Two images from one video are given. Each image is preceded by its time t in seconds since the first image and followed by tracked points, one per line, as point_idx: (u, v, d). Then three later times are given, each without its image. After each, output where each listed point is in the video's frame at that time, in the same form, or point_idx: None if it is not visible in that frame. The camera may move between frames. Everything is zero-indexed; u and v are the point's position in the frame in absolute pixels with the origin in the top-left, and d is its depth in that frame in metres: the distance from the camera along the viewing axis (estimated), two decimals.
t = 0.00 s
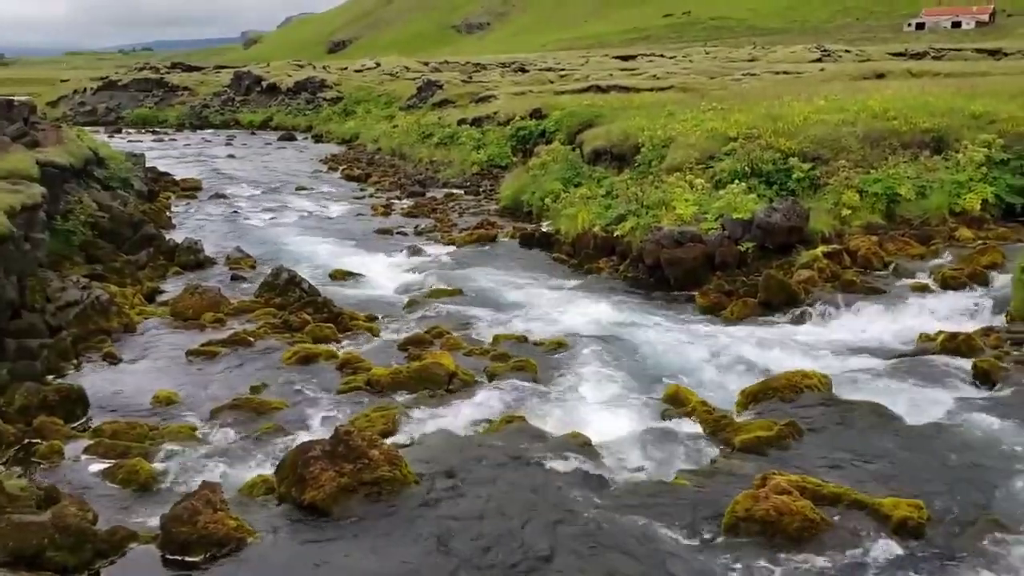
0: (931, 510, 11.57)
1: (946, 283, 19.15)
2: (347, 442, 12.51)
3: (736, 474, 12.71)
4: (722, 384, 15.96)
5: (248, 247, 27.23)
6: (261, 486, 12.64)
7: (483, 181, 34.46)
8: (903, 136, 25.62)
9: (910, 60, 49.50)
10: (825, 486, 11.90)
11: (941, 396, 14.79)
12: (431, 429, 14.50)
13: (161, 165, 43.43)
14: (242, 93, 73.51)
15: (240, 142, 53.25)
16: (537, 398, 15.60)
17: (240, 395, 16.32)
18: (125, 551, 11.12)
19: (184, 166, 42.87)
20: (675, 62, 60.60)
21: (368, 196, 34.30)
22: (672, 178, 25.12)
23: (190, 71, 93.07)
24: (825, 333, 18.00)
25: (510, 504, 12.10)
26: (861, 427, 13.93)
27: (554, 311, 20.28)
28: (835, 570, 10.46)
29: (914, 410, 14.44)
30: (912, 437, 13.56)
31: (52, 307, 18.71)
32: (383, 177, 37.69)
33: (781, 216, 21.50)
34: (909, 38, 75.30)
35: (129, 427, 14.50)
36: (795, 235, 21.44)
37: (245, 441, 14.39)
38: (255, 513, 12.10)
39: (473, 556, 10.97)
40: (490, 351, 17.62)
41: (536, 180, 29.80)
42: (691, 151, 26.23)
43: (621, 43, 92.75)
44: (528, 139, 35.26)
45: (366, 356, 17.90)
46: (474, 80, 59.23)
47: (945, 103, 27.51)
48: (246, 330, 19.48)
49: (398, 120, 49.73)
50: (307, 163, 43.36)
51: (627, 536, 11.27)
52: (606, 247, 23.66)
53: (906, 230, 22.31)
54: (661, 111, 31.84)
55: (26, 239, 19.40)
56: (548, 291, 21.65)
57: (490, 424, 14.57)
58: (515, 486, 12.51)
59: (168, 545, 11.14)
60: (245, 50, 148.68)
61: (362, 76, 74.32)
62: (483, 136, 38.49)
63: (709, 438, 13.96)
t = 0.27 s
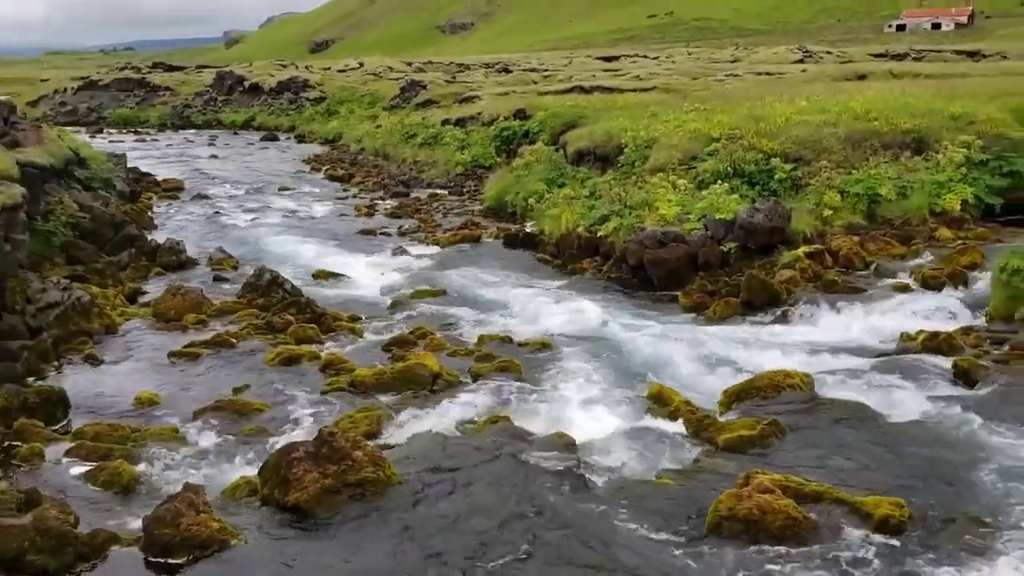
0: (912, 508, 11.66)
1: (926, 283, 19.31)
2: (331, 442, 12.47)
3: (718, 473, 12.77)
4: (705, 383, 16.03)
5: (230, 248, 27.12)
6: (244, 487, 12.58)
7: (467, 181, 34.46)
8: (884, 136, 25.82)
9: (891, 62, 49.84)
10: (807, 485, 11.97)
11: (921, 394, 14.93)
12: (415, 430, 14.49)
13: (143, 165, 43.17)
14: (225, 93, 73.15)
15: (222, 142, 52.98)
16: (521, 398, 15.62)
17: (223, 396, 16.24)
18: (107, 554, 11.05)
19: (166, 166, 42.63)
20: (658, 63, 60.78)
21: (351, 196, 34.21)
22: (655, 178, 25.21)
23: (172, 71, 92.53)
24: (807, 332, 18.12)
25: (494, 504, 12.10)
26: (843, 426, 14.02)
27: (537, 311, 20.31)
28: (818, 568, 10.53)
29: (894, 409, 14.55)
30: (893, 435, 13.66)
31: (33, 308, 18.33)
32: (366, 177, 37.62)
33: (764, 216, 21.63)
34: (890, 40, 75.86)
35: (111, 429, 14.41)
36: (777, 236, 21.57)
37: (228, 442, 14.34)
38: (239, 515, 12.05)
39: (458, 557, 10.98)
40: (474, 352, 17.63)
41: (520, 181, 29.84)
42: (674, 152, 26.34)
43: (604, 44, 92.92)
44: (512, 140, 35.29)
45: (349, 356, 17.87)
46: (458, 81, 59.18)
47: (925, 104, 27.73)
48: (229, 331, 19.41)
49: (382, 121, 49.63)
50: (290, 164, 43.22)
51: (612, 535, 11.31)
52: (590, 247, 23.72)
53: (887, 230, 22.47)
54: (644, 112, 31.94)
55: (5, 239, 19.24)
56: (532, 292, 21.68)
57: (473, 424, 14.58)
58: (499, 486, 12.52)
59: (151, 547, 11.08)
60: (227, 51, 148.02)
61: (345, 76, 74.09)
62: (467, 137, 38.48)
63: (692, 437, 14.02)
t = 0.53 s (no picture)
0: (880, 504, 11.80)
1: (893, 282, 19.56)
2: (302, 444, 12.41)
3: (689, 471, 12.85)
4: (676, 382, 16.13)
5: (199, 249, 26.89)
6: (215, 490, 12.48)
7: (439, 181, 34.41)
8: (851, 137, 26.11)
9: (857, 63, 50.47)
10: (777, 482, 12.09)
11: (888, 392, 15.12)
12: (386, 431, 14.45)
13: (110, 165, 42.65)
14: (193, 93, 72.48)
15: (191, 142, 52.46)
16: (492, 398, 15.63)
17: (192, 398, 16.10)
18: (74, 559, 10.90)
19: (133, 166, 42.14)
20: (629, 64, 61.05)
21: (322, 197, 34.04)
22: (626, 179, 25.32)
23: (139, 70, 91.49)
24: (777, 331, 18.29)
25: (467, 505, 12.10)
26: (812, 424, 14.17)
27: (509, 311, 20.33)
28: (788, 564, 10.63)
29: (862, 406, 14.73)
30: (861, 432, 13.82)
31: None
32: (337, 177, 37.44)
33: (733, 216, 21.81)
34: (856, 41, 76.78)
35: (78, 432, 14.23)
36: (747, 235, 21.76)
37: (198, 445, 14.21)
38: (209, 518, 11.94)
39: (430, 557, 10.97)
40: (446, 352, 17.62)
41: (491, 181, 29.86)
42: (645, 152, 26.47)
43: (575, 45, 93.16)
44: (483, 140, 35.30)
45: (320, 358, 17.78)
46: (429, 81, 59.09)
47: (891, 105, 28.08)
48: (198, 333, 19.24)
49: (353, 120, 49.41)
50: (260, 164, 42.90)
51: (584, 535, 11.35)
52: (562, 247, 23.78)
53: (854, 230, 22.73)
54: (615, 113, 32.07)
55: None
56: (504, 292, 21.70)
57: (445, 425, 14.57)
58: (471, 487, 12.52)
59: (119, 551, 10.96)
60: (196, 50, 146.63)
61: (316, 76, 73.64)
62: (438, 137, 38.43)
63: (663, 435, 14.10)
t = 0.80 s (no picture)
0: (823, 498, 12.02)
1: (834, 279, 19.95)
2: (249, 448, 12.23)
3: (637, 467, 12.96)
4: (624, 380, 16.26)
5: (143, 250, 26.39)
6: (159, 496, 12.27)
7: (387, 181, 34.22)
8: (794, 137, 26.58)
9: (800, 65, 51.34)
10: (723, 478, 12.24)
11: (830, 387, 15.43)
12: (334, 433, 14.34)
13: (49, 165, 41.63)
14: (136, 92, 71.13)
15: (133, 142, 51.45)
16: (441, 399, 15.60)
17: (136, 402, 15.80)
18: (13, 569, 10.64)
19: (74, 166, 41.19)
20: (577, 64, 61.34)
21: (269, 197, 33.63)
22: (574, 179, 25.45)
23: (78, 68, 89.42)
24: (723, 328, 18.55)
25: (416, 505, 12.06)
26: (757, 419, 14.39)
27: (459, 311, 20.30)
28: (734, 558, 10.77)
29: (805, 401, 15.01)
30: (805, 427, 14.07)
31: None
32: (284, 177, 37.03)
33: (679, 215, 22.07)
34: (798, 43, 78.31)
35: (17, 439, 13.88)
36: (693, 235, 22.03)
37: (141, 450, 13.95)
38: (154, 524, 11.74)
39: (379, 559, 10.90)
40: (394, 353, 17.54)
41: (441, 181, 29.79)
42: (593, 152, 26.64)
43: (524, 45, 93.30)
44: (433, 140, 35.20)
45: (267, 360, 17.58)
46: (377, 80, 58.73)
47: (832, 106, 28.64)
48: (142, 335, 18.88)
49: (300, 119, 48.91)
50: (205, 164, 42.23)
51: (534, 534, 11.38)
52: (511, 247, 23.82)
53: (797, 229, 23.14)
54: (563, 113, 32.24)
55: None
56: (454, 292, 21.66)
57: (394, 426, 14.50)
58: (421, 487, 12.48)
59: (61, 559, 10.72)
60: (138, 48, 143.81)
61: (262, 74, 72.67)
62: (386, 136, 38.21)
63: (612, 433, 14.21)
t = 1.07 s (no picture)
0: (749, 491, 12.29)
1: (757, 277, 20.41)
2: (174, 457, 12.01)
3: (567, 466, 13.08)
4: (554, 379, 16.38)
5: (62, 255, 25.59)
6: (80, 508, 11.93)
7: (315, 182, 33.83)
8: (717, 138, 27.12)
9: (723, 67, 52.40)
10: (652, 474, 12.43)
11: (754, 382, 15.79)
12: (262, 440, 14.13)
13: None
14: (53, 92, 69.02)
15: (50, 143, 49.86)
16: (371, 402, 15.50)
17: (55, 413, 15.32)
18: None
19: None
20: (505, 65, 61.52)
21: (193, 199, 32.93)
22: (504, 179, 25.53)
23: None
24: (651, 326, 18.83)
25: (347, 510, 11.95)
26: (684, 415, 14.65)
27: (389, 313, 20.19)
28: (663, 553, 10.94)
29: (730, 397, 15.33)
30: (729, 422, 14.37)
31: None
32: (209, 179, 36.31)
33: (607, 216, 22.33)
34: (721, 45, 79.96)
35: None
36: (620, 234, 22.31)
37: (61, 461, 13.53)
38: (75, 537, 11.40)
39: (309, 565, 10.77)
40: (324, 357, 17.36)
41: (369, 182, 29.57)
42: (522, 153, 26.77)
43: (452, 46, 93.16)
44: (362, 141, 34.93)
45: (193, 366, 17.23)
46: (304, 80, 57.98)
47: (753, 107, 29.30)
48: (60, 343, 18.31)
49: (225, 120, 48.01)
50: (126, 166, 41.14)
51: (465, 535, 11.39)
52: (442, 248, 23.78)
53: (721, 227, 23.62)
54: (492, 114, 32.33)
55: None
56: (384, 294, 21.53)
57: (323, 431, 14.36)
58: (351, 492, 12.39)
59: None
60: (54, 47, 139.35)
61: (185, 74, 71.09)
62: (314, 137, 37.76)
63: (542, 432, 14.31)
